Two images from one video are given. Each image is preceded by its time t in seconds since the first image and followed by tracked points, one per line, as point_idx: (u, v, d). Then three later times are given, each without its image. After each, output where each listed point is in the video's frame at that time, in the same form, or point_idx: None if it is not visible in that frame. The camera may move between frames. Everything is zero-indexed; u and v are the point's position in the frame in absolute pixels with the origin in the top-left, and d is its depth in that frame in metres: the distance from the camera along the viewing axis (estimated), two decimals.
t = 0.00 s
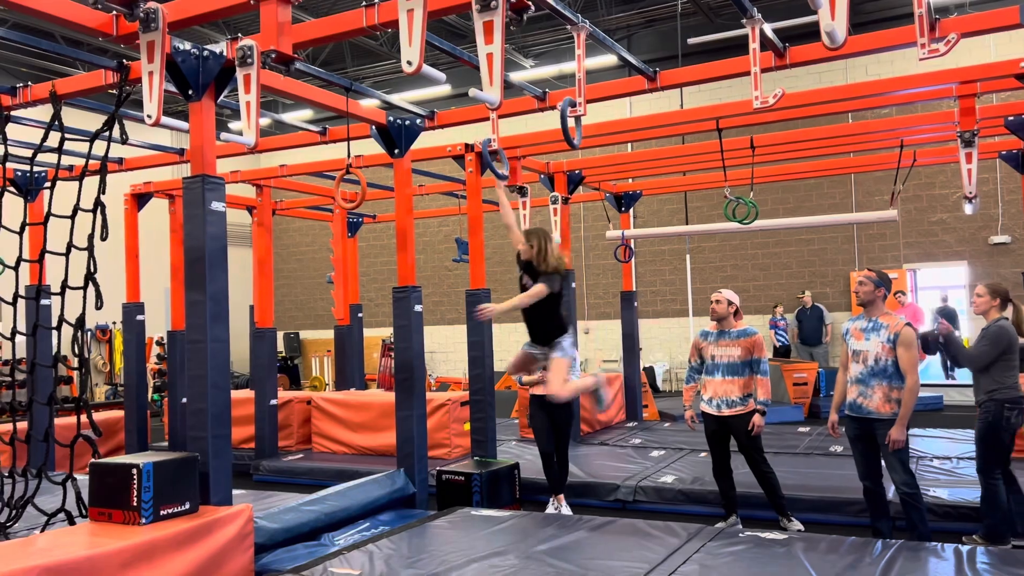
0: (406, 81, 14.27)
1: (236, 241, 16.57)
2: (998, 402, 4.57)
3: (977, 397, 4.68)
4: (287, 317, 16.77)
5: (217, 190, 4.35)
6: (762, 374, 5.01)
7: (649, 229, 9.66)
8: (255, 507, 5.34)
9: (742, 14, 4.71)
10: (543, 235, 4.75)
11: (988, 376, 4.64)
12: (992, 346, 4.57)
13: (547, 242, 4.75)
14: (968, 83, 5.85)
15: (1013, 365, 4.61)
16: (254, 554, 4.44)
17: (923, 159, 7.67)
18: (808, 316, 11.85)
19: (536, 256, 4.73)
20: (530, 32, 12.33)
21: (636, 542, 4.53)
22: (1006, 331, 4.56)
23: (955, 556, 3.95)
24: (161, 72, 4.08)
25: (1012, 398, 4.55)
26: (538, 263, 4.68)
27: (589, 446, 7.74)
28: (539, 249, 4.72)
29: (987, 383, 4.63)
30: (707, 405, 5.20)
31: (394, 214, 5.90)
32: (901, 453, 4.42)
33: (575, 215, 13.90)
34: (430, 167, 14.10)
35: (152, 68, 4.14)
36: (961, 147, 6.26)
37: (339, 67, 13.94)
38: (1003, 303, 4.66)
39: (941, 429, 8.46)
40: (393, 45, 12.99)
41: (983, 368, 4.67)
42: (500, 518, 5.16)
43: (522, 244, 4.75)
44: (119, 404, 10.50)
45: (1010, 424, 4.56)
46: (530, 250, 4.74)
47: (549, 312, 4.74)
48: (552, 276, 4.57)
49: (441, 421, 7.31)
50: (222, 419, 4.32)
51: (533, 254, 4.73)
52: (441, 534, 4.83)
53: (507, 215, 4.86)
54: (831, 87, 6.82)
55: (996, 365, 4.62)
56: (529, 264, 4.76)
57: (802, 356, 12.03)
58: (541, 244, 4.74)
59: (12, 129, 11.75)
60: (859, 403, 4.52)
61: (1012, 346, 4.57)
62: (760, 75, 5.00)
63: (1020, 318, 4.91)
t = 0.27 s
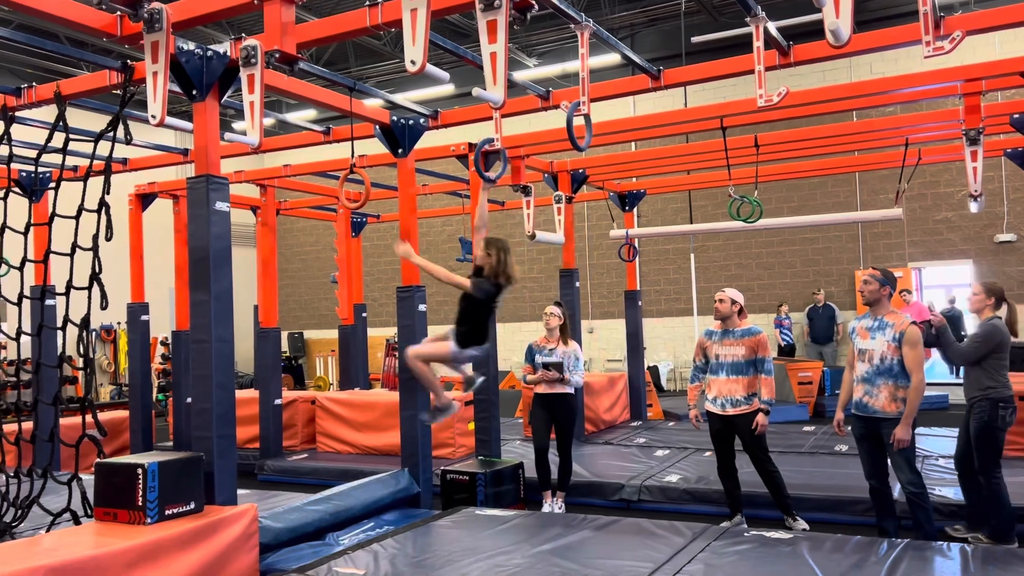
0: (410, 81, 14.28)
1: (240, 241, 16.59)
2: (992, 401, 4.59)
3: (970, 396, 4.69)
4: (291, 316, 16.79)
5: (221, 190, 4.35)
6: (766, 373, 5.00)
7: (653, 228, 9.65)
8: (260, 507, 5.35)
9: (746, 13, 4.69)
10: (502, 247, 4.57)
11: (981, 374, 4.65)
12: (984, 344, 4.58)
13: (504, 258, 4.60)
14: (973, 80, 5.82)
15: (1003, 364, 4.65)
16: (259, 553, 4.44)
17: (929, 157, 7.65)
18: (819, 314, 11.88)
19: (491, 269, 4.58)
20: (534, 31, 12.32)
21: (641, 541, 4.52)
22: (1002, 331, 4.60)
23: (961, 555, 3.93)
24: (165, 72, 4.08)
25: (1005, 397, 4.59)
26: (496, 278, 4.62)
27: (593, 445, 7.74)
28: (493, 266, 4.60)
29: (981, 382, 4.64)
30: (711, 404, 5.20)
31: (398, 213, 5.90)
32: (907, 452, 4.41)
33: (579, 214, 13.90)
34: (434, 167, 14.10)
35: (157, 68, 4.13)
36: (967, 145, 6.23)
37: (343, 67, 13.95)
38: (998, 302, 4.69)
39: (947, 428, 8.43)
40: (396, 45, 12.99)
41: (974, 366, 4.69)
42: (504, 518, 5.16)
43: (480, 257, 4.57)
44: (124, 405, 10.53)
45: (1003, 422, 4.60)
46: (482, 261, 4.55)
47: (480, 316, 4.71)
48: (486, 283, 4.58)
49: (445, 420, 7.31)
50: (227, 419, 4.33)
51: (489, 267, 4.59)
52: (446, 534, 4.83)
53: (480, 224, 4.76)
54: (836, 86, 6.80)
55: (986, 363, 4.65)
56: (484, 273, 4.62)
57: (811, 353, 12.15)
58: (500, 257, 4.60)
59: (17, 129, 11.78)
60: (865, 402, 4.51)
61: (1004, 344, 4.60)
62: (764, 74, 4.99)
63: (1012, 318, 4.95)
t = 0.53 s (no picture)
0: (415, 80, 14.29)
1: (246, 241, 16.63)
2: (990, 399, 4.60)
3: (966, 395, 4.69)
4: (297, 316, 16.82)
5: (227, 190, 4.36)
6: (772, 373, 4.99)
7: (659, 227, 9.64)
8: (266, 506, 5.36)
9: (752, 10, 4.68)
10: (454, 232, 4.46)
11: (977, 372, 4.66)
12: (980, 343, 4.59)
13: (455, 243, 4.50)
14: (980, 78, 5.79)
15: (997, 363, 4.68)
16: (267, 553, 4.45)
17: (935, 155, 7.62)
18: (830, 313, 11.92)
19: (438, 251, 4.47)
20: (538, 29, 12.32)
21: (647, 540, 4.51)
22: (996, 330, 4.60)
23: (969, 554, 3.92)
24: (171, 72, 4.09)
25: (1001, 395, 4.61)
26: (436, 257, 4.46)
27: (599, 445, 7.73)
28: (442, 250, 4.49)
29: (978, 381, 4.65)
30: (717, 404, 5.19)
31: (404, 212, 5.90)
32: (915, 451, 4.40)
33: (584, 213, 13.89)
34: (439, 166, 14.11)
35: (163, 69, 4.14)
36: (974, 142, 6.20)
37: (348, 66, 13.97)
38: (993, 301, 4.71)
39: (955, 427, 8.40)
40: (401, 45, 13.00)
41: (968, 365, 4.69)
42: (511, 517, 5.16)
43: (432, 241, 4.52)
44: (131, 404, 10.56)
45: (1001, 420, 4.63)
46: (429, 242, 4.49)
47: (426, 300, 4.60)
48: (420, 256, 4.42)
49: (451, 420, 7.31)
50: (234, 419, 4.33)
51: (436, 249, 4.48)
52: (452, 533, 4.83)
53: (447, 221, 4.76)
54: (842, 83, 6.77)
55: (982, 362, 4.66)
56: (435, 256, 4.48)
57: (818, 352, 12.10)
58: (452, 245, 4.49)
59: (24, 131, 11.81)
60: (872, 401, 4.50)
61: (999, 343, 4.62)
62: (770, 72, 4.97)
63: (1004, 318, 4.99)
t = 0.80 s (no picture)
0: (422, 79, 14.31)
1: (253, 241, 16.67)
2: (992, 397, 4.62)
3: (968, 393, 4.69)
4: (304, 316, 16.85)
5: (236, 190, 4.37)
6: (781, 371, 4.97)
7: (666, 226, 9.63)
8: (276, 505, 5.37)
9: (760, 8, 4.66)
10: (435, 222, 4.52)
11: (978, 370, 4.65)
12: (983, 341, 4.61)
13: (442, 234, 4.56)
14: (990, 74, 5.77)
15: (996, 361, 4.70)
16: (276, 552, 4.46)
17: (944, 152, 7.59)
18: (837, 312, 11.88)
19: (422, 241, 4.50)
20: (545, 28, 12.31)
21: (657, 539, 4.51)
22: (999, 329, 4.63)
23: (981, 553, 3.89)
24: (181, 72, 4.09)
25: (1001, 392, 4.64)
26: (415, 247, 4.47)
27: (607, 443, 7.73)
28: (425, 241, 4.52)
29: (979, 378, 4.65)
30: (726, 402, 5.18)
31: (411, 212, 5.91)
32: (924, 450, 4.38)
33: (591, 212, 13.89)
34: (446, 165, 14.12)
35: (172, 69, 4.15)
36: (984, 140, 6.16)
37: (355, 66, 13.98)
38: (991, 299, 4.76)
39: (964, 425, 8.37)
40: (408, 44, 13.00)
41: (969, 362, 4.69)
42: (519, 516, 5.16)
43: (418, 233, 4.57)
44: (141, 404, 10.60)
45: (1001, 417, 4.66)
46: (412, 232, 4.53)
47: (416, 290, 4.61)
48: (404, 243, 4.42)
49: (459, 419, 7.32)
50: (243, 418, 4.34)
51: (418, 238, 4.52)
52: (461, 532, 4.83)
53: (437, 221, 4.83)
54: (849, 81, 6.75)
55: (982, 360, 4.66)
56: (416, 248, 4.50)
57: (827, 350, 12.02)
58: (437, 237, 4.53)
59: (33, 132, 11.86)
60: (881, 399, 4.48)
61: (1000, 341, 4.64)
62: (778, 69, 4.95)
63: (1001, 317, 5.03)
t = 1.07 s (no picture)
0: (430, 79, 14.32)
1: (263, 241, 16.72)
2: (1005, 395, 4.59)
3: (980, 392, 4.66)
4: (314, 315, 16.90)
5: (247, 190, 4.39)
6: (791, 370, 4.96)
7: (676, 224, 9.62)
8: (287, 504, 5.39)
9: (771, 5, 4.63)
10: (451, 224, 4.57)
11: (990, 367, 4.64)
12: (995, 337, 4.59)
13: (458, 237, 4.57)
14: (1002, 71, 5.73)
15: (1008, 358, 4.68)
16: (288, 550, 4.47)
17: (955, 149, 7.55)
18: (843, 310, 11.82)
19: (434, 243, 4.51)
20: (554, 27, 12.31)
21: (668, 538, 4.50)
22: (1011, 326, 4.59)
23: (995, 552, 3.88)
24: (193, 73, 4.11)
25: (1013, 389, 4.62)
26: (429, 249, 4.51)
27: (617, 442, 7.73)
28: (439, 243, 4.52)
29: (991, 376, 4.62)
30: (736, 401, 5.17)
31: (421, 211, 5.92)
32: (936, 448, 4.36)
33: (600, 211, 13.89)
34: (455, 164, 14.12)
35: (185, 69, 4.16)
36: (996, 136, 6.11)
37: (364, 66, 14.01)
38: (1001, 297, 4.73)
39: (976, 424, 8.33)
40: (417, 43, 13.02)
41: (980, 359, 4.67)
42: (530, 514, 5.16)
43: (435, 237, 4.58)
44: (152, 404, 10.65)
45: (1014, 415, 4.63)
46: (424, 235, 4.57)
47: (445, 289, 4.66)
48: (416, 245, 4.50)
49: (470, 418, 7.33)
50: (255, 417, 4.36)
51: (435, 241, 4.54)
52: (472, 531, 4.84)
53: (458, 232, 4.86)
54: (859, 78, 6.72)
55: (993, 356, 4.65)
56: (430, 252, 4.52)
57: (834, 348, 12.01)
58: (452, 238, 4.55)
59: (44, 133, 11.91)
60: (892, 398, 4.47)
61: (1012, 338, 4.62)
62: (789, 67, 4.93)
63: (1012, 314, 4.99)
